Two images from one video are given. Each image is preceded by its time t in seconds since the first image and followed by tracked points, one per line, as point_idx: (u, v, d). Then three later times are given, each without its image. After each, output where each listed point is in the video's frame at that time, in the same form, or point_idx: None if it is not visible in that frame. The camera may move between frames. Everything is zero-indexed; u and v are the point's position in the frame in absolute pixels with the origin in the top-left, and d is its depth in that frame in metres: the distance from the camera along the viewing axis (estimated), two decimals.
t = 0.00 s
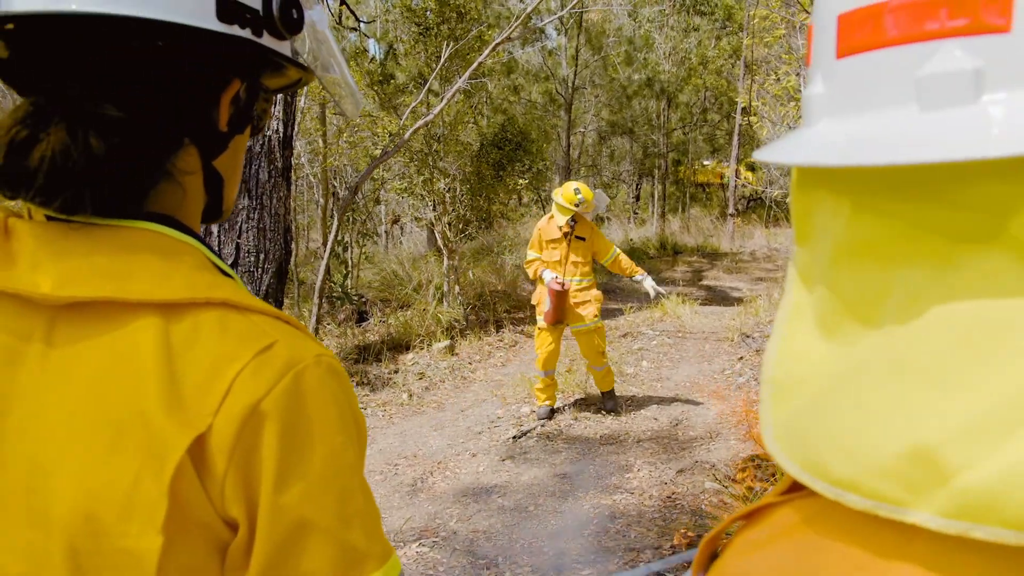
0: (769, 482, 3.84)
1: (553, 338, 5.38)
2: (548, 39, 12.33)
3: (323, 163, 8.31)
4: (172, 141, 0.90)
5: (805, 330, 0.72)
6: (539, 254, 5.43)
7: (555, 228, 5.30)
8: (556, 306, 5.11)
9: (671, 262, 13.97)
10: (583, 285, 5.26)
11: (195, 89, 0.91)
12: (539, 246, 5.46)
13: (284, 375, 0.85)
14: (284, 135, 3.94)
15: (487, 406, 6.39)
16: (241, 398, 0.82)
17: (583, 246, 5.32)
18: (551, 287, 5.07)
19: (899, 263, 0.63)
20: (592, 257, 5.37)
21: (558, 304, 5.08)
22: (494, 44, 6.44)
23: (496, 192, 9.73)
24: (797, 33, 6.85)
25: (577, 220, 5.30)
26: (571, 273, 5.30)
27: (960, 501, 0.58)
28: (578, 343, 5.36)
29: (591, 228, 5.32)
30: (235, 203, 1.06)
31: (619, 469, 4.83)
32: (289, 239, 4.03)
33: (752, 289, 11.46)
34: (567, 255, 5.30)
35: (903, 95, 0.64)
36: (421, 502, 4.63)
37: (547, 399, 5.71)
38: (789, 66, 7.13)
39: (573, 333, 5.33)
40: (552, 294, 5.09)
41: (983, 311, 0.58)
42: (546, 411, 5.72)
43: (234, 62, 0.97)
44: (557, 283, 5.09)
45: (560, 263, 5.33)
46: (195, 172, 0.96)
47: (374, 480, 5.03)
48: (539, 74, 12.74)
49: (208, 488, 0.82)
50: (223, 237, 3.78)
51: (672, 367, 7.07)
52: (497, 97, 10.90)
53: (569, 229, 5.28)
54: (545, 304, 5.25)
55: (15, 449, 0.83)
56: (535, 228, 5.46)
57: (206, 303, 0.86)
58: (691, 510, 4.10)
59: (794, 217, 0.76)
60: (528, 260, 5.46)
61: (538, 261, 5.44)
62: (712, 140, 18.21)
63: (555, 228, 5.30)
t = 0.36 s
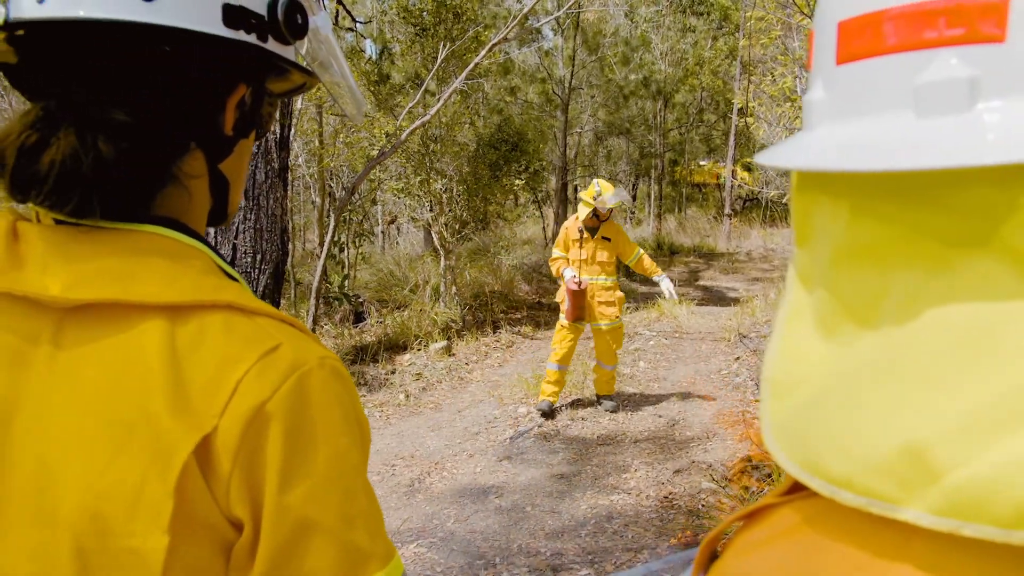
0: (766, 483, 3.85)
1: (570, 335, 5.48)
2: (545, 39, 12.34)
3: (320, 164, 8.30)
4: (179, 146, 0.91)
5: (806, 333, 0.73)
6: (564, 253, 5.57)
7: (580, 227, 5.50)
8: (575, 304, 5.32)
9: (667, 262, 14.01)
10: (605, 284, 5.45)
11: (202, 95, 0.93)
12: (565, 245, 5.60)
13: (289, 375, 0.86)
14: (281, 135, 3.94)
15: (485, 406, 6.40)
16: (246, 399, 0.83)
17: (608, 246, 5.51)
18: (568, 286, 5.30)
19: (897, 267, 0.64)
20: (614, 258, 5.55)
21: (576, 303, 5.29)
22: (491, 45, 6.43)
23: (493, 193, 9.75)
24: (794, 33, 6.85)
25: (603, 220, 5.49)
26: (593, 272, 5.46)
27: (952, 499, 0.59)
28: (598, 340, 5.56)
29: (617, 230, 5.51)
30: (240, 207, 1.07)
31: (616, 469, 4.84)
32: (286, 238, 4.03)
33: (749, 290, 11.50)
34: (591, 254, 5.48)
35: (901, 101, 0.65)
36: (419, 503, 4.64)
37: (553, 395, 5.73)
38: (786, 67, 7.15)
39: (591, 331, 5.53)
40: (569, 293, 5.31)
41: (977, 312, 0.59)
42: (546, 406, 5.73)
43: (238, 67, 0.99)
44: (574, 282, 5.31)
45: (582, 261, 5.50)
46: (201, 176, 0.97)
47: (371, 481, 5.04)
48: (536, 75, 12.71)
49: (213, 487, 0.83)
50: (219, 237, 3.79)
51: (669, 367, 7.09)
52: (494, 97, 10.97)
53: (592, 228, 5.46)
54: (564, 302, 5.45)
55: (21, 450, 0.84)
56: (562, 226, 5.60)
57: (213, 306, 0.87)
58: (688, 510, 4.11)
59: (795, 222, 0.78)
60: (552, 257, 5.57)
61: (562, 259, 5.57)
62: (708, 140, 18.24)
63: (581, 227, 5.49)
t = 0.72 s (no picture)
0: (757, 484, 3.85)
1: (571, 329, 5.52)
2: (537, 39, 12.33)
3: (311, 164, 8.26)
4: (175, 149, 0.91)
5: (806, 334, 0.73)
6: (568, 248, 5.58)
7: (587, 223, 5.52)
8: (579, 302, 5.38)
9: (659, 263, 14.05)
10: (606, 280, 5.51)
11: (196, 97, 0.92)
12: (569, 240, 5.62)
13: (285, 377, 0.85)
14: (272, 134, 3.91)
15: (476, 407, 6.40)
16: (243, 402, 0.82)
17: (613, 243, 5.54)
18: (575, 284, 5.33)
19: (895, 269, 0.64)
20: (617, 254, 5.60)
21: (581, 300, 5.35)
22: (483, 46, 6.42)
23: (485, 193, 9.74)
24: (785, 35, 6.87)
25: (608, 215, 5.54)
26: (595, 268, 5.53)
27: (951, 500, 0.59)
28: (594, 338, 5.60)
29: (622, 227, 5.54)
30: (236, 209, 1.07)
31: (608, 470, 4.85)
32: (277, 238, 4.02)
33: (740, 290, 11.54)
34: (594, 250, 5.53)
35: (901, 107, 0.66)
36: (411, 503, 4.63)
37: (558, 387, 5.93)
38: (778, 69, 7.17)
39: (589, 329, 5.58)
40: (575, 291, 5.35)
41: (977, 317, 0.60)
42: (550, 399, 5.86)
43: (235, 70, 0.98)
44: (581, 281, 5.35)
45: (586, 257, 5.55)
46: (197, 178, 0.96)
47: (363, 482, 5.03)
48: (527, 75, 12.70)
49: (209, 489, 0.83)
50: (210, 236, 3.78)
51: (661, 367, 7.11)
52: (486, 97, 10.96)
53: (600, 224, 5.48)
54: (568, 299, 5.49)
55: (17, 453, 0.84)
56: (567, 221, 5.61)
57: (209, 309, 0.87)
58: (680, 510, 4.12)
59: (795, 225, 0.78)
60: (557, 252, 5.59)
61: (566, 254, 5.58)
62: (699, 141, 18.29)
63: (587, 223, 5.53)
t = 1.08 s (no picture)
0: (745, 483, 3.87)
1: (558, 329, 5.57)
2: (520, 39, 12.30)
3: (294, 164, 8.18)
4: (181, 153, 0.90)
5: (834, 336, 0.74)
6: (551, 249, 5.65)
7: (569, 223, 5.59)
8: (568, 302, 5.36)
9: (643, 262, 14.10)
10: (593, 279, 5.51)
11: (202, 101, 0.91)
12: (552, 240, 5.70)
13: (298, 380, 0.84)
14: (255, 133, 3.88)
15: (463, 407, 6.38)
16: (256, 406, 0.81)
17: (597, 242, 5.60)
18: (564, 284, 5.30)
19: (925, 272, 0.65)
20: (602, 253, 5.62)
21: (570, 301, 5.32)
22: (468, 46, 6.39)
23: (469, 193, 9.71)
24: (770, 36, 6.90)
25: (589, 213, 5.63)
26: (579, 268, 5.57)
27: (988, 502, 0.59)
28: (579, 336, 5.61)
29: (605, 225, 5.62)
30: (240, 209, 1.05)
31: (596, 469, 4.86)
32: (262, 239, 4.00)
33: (724, 289, 11.61)
34: (577, 249, 5.59)
35: (934, 111, 0.67)
36: (399, 505, 4.61)
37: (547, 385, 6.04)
38: (762, 69, 7.20)
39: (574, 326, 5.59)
40: (565, 291, 5.32)
41: (1010, 321, 0.60)
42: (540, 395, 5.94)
43: (240, 71, 0.97)
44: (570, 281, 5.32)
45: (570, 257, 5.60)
46: (203, 180, 0.95)
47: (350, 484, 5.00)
48: (511, 75, 12.69)
49: (222, 493, 0.82)
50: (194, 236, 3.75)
51: (647, 366, 7.14)
52: (470, 97, 10.91)
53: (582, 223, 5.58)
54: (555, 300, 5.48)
55: (27, 459, 0.82)
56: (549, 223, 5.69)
57: (220, 312, 0.85)
58: (668, 509, 4.13)
59: (821, 228, 0.79)
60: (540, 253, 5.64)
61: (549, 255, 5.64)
62: (683, 141, 18.36)
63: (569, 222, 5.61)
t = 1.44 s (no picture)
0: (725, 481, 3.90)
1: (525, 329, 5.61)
2: (499, 39, 12.29)
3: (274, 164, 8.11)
4: (175, 151, 0.89)
5: (843, 333, 0.76)
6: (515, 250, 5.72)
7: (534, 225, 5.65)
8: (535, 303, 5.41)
9: (623, 262, 14.17)
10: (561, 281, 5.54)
11: (196, 97, 0.90)
12: (517, 242, 5.75)
13: (297, 379, 0.84)
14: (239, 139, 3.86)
15: (445, 408, 6.37)
16: (255, 406, 0.80)
17: (562, 244, 5.63)
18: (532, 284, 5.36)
19: (937, 270, 0.66)
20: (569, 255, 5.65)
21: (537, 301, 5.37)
22: (449, 46, 6.36)
23: (450, 194, 9.68)
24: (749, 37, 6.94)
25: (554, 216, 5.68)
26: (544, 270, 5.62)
27: (1003, 498, 0.60)
28: (549, 335, 5.70)
29: (570, 228, 5.66)
30: (233, 207, 1.04)
31: (579, 468, 4.88)
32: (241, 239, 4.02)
33: (704, 289, 11.71)
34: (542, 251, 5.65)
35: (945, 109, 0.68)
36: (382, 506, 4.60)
37: (524, 386, 6.07)
38: (741, 70, 7.25)
39: (544, 326, 5.68)
40: (532, 291, 5.38)
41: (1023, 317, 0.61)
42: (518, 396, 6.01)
43: (233, 68, 0.97)
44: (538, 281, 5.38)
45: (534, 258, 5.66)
46: (196, 179, 0.95)
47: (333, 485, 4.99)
48: (490, 75, 12.65)
49: (221, 493, 0.81)
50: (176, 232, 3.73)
51: (629, 366, 7.17)
52: (450, 97, 10.88)
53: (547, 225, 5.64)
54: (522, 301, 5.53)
55: (23, 461, 0.81)
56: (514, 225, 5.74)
57: (216, 311, 0.85)
58: (650, 506, 4.15)
59: (829, 226, 0.80)
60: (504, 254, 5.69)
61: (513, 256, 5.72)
62: (661, 141, 18.47)
63: (534, 225, 5.66)
